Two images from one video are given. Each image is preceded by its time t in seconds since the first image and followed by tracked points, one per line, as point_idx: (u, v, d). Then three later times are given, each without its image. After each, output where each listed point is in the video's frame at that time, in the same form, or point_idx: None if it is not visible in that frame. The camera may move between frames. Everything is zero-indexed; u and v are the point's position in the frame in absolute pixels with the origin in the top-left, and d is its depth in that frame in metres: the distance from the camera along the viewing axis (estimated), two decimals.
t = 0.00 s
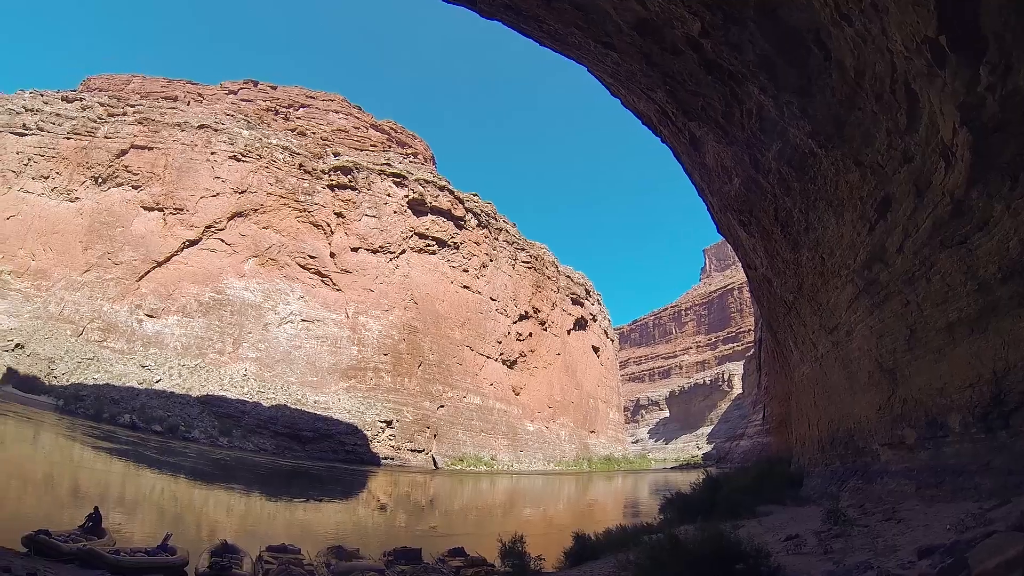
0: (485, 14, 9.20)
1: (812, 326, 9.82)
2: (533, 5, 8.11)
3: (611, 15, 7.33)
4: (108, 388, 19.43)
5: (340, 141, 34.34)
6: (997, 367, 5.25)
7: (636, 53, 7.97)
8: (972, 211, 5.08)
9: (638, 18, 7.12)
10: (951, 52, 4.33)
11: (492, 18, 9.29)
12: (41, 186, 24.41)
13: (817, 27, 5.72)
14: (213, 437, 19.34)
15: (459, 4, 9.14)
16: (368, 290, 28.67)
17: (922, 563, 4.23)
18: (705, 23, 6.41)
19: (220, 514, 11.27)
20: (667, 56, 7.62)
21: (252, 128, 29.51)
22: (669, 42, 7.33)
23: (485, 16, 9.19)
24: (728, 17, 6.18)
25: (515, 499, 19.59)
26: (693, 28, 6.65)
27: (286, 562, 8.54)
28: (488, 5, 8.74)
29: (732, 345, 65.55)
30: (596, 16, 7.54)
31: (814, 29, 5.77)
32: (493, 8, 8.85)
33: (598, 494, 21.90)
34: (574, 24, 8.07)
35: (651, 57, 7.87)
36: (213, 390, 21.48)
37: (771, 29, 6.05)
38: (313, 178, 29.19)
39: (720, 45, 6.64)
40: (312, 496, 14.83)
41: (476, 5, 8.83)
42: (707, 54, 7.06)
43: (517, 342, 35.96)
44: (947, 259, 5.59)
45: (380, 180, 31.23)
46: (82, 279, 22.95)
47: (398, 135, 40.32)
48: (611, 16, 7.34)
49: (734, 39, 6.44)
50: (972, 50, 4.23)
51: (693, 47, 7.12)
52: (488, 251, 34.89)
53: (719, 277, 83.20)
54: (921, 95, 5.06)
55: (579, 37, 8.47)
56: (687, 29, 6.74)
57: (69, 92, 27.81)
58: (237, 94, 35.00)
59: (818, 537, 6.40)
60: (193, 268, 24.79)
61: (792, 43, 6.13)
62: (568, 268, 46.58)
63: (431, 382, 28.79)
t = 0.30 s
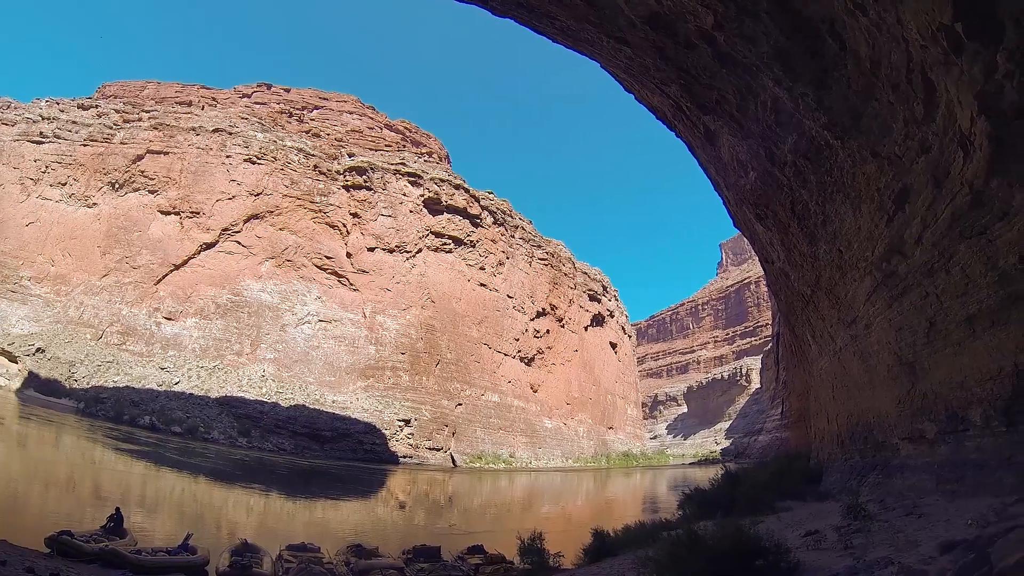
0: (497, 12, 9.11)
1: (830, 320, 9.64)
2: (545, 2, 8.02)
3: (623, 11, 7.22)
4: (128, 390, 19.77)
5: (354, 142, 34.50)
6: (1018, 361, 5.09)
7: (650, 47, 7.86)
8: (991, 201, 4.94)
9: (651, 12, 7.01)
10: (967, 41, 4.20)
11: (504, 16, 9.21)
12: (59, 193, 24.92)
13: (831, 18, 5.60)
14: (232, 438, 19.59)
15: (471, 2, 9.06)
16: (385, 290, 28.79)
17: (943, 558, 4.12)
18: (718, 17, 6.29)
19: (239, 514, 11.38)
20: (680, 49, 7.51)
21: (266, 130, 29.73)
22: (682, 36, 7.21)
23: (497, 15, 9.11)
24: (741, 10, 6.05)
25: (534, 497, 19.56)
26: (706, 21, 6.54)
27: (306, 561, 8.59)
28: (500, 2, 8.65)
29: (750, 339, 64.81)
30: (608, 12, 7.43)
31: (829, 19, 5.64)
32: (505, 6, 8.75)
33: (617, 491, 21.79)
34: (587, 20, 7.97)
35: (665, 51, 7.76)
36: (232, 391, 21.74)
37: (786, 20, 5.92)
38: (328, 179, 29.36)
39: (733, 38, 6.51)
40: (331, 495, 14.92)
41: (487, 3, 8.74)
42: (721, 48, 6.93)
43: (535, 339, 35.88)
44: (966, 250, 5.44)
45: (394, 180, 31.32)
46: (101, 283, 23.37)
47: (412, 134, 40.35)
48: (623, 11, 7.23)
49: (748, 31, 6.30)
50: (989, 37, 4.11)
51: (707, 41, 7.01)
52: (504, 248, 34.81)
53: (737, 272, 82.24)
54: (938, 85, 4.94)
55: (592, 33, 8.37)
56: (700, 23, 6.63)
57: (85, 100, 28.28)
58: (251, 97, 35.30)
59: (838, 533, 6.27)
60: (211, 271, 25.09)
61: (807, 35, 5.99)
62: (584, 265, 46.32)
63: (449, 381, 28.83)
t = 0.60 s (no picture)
0: (508, 11, 9.01)
1: (847, 316, 9.45)
2: None
3: (634, 7, 7.11)
4: (146, 394, 20.06)
5: (367, 144, 34.69)
6: None
7: (662, 44, 7.75)
8: (1008, 194, 4.83)
9: (662, 8, 6.88)
10: (982, 30, 4.10)
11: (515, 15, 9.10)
12: (76, 200, 25.31)
13: (843, 10, 5.49)
14: (250, 440, 19.77)
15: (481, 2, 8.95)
16: (400, 291, 28.89)
17: (964, 556, 3.99)
18: (730, 11, 6.16)
19: (257, 516, 11.45)
20: (692, 45, 7.38)
21: (280, 134, 29.99)
22: (694, 32, 7.09)
23: (508, 14, 9.00)
24: (753, 4, 5.92)
25: (551, 496, 19.49)
26: (717, 17, 6.40)
27: (324, 562, 8.61)
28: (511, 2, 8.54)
29: (767, 336, 64.08)
30: (619, 10, 7.32)
31: (841, 12, 5.53)
32: (516, 5, 8.64)
33: (635, 490, 21.64)
34: (599, 18, 7.86)
35: (677, 47, 7.64)
36: (249, 393, 21.95)
37: (799, 14, 5.79)
38: (342, 181, 29.55)
39: (745, 33, 6.38)
40: (348, 496, 14.98)
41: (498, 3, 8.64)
42: (734, 43, 6.80)
43: (551, 338, 35.76)
44: (984, 244, 5.32)
45: (409, 181, 31.42)
46: (119, 288, 23.75)
47: (425, 136, 40.38)
48: (634, 8, 7.11)
49: (760, 25, 6.16)
50: (1004, 26, 4.00)
51: (718, 36, 6.87)
52: (520, 248, 34.74)
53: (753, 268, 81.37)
54: (953, 76, 4.83)
55: (604, 30, 8.25)
56: (711, 18, 6.50)
57: (99, 107, 28.77)
58: (264, 101, 35.66)
59: (857, 531, 6.13)
60: (227, 274, 25.37)
61: (820, 28, 5.86)
62: (599, 263, 46.09)
63: (466, 381, 28.81)
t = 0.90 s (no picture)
0: (518, 12, 8.73)
1: (866, 311, 9.24)
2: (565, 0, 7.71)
3: (644, 6, 6.87)
4: (166, 401, 20.38)
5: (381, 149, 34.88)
6: None
7: (674, 42, 7.53)
8: None
9: (673, 6, 6.62)
10: (996, 18, 3.99)
11: (526, 17, 8.82)
12: (94, 211, 25.80)
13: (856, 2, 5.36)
14: (270, 445, 19.97)
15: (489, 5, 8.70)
16: (417, 295, 28.98)
17: (989, 553, 3.86)
18: (741, 7, 5.91)
19: (278, 520, 11.53)
20: (704, 42, 7.15)
21: (294, 141, 30.26)
22: (705, 29, 6.84)
23: (518, 15, 8.72)
24: None
25: (572, 497, 19.38)
26: (729, 13, 6.14)
27: (345, 566, 8.61)
28: (521, 3, 8.28)
29: (786, 333, 63.21)
30: (630, 9, 7.09)
31: (853, 4, 5.39)
32: (526, 5, 8.36)
33: (655, 490, 21.45)
34: (609, 17, 7.63)
35: (689, 45, 7.44)
36: (268, 399, 22.17)
37: (811, 8, 5.60)
38: (358, 186, 29.75)
39: (758, 28, 6.15)
40: (369, 500, 15.02)
41: (508, 5, 8.38)
42: (746, 38, 6.57)
43: (570, 339, 35.60)
44: (1004, 234, 5.20)
45: (424, 185, 31.50)
46: (138, 296, 24.16)
47: (439, 139, 39.87)
48: (645, 6, 6.87)
49: (772, 21, 5.93)
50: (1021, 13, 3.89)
51: (730, 32, 6.63)
52: (536, 249, 34.64)
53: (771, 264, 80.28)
54: (968, 65, 4.73)
55: (615, 29, 8.03)
56: (723, 15, 6.24)
57: (115, 119, 29.32)
58: (278, 109, 36.01)
59: (881, 529, 5.97)
60: (245, 281, 25.67)
61: (833, 21, 5.68)
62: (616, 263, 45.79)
63: (485, 383, 28.76)
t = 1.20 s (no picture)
0: (528, 12, 8.61)
1: (885, 305, 9.06)
2: None
3: (655, 3, 6.76)
4: (185, 406, 20.70)
5: (395, 152, 35.14)
6: None
7: (685, 37, 7.41)
8: None
9: (684, 1, 6.51)
10: (1011, 4, 3.90)
11: (536, 16, 8.71)
12: (111, 220, 26.23)
13: None
14: (289, 448, 20.16)
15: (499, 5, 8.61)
16: (434, 297, 29.04)
17: (1013, 550, 3.75)
18: (751, 1, 5.79)
19: (297, 523, 11.59)
20: (716, 37, 7.03)
21: (308, 146, 30.50)
22: (716, 24, 6.73)
23: (529, 15, 8.62)
24: None
25: (591, 497, 19.26)
26: (740, 7, 6.03)
27: (365, 568, 8.61)
28: (531, 2, 8.18)
29: (804, 329, 62.26)
30: (640, 6, 6.99)
31: None
32: (537, 5, 8.23)
33: (674, 488, 21.26)
34: (620, 14, 7.52)
35: (700, 40, 7.31)
36: (287, 403, 22.36)
37: None
38: (373, 190, 29.92)
39: (769, 21, 6.04)
40: (389, 502, 15.05)
41: (519, 5, 8.29)
42: (758, 32, 6.44)
43: (588, 338, 35.39)
44: None
45: (439, 187, 31.50)
46: (156, 303, 24.55)
47: (454, 141, 39.61)
48: (656, 3, 6.78)
49: (784, 13, 5.83)
50: None
51: (742, 26, 6.51)
52: (552, 249, 34.43)
53: (788, 259, 79.20)
54: (983, 54, 4.64)
55: (627, 27, 7.91)
56: (734, 8, 6.13)
57: (131, 129, 29.80)
58: (291, 115, 36.36)
59: (903, 525, 5.83)
60: (262, 286, 25.95)
61: (846, 12, 5.56)
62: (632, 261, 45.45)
63: (504, 384, 28.68)
